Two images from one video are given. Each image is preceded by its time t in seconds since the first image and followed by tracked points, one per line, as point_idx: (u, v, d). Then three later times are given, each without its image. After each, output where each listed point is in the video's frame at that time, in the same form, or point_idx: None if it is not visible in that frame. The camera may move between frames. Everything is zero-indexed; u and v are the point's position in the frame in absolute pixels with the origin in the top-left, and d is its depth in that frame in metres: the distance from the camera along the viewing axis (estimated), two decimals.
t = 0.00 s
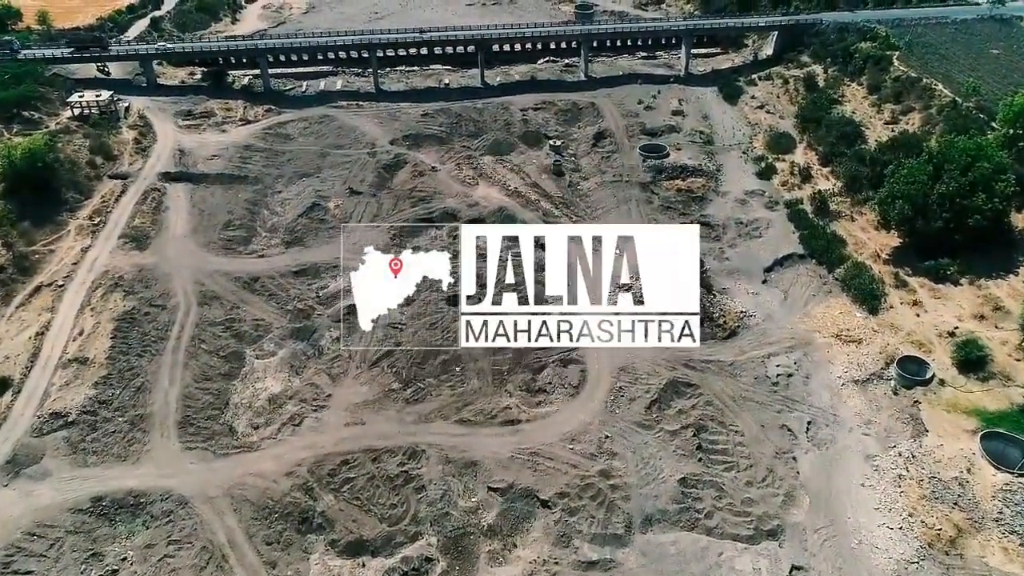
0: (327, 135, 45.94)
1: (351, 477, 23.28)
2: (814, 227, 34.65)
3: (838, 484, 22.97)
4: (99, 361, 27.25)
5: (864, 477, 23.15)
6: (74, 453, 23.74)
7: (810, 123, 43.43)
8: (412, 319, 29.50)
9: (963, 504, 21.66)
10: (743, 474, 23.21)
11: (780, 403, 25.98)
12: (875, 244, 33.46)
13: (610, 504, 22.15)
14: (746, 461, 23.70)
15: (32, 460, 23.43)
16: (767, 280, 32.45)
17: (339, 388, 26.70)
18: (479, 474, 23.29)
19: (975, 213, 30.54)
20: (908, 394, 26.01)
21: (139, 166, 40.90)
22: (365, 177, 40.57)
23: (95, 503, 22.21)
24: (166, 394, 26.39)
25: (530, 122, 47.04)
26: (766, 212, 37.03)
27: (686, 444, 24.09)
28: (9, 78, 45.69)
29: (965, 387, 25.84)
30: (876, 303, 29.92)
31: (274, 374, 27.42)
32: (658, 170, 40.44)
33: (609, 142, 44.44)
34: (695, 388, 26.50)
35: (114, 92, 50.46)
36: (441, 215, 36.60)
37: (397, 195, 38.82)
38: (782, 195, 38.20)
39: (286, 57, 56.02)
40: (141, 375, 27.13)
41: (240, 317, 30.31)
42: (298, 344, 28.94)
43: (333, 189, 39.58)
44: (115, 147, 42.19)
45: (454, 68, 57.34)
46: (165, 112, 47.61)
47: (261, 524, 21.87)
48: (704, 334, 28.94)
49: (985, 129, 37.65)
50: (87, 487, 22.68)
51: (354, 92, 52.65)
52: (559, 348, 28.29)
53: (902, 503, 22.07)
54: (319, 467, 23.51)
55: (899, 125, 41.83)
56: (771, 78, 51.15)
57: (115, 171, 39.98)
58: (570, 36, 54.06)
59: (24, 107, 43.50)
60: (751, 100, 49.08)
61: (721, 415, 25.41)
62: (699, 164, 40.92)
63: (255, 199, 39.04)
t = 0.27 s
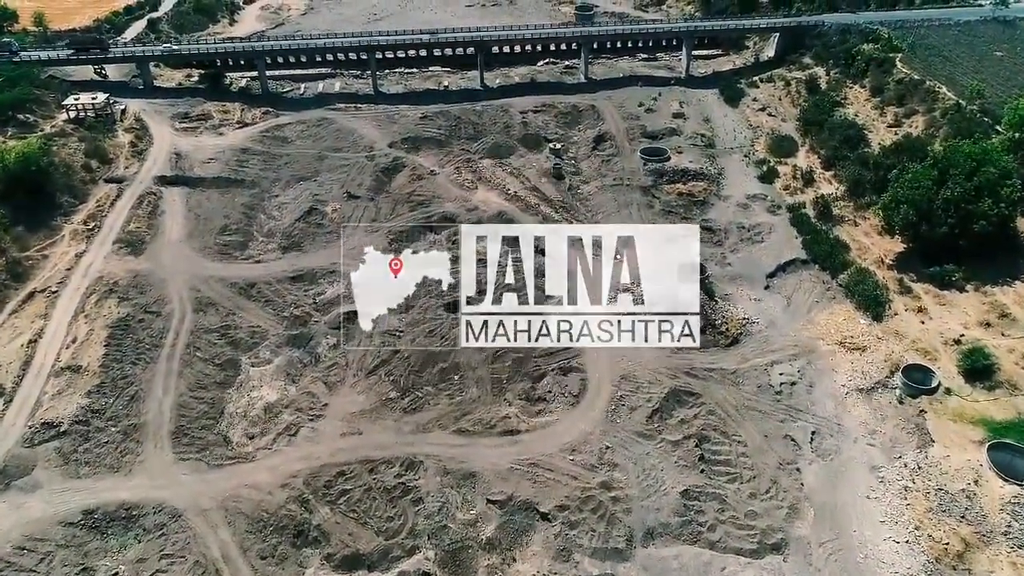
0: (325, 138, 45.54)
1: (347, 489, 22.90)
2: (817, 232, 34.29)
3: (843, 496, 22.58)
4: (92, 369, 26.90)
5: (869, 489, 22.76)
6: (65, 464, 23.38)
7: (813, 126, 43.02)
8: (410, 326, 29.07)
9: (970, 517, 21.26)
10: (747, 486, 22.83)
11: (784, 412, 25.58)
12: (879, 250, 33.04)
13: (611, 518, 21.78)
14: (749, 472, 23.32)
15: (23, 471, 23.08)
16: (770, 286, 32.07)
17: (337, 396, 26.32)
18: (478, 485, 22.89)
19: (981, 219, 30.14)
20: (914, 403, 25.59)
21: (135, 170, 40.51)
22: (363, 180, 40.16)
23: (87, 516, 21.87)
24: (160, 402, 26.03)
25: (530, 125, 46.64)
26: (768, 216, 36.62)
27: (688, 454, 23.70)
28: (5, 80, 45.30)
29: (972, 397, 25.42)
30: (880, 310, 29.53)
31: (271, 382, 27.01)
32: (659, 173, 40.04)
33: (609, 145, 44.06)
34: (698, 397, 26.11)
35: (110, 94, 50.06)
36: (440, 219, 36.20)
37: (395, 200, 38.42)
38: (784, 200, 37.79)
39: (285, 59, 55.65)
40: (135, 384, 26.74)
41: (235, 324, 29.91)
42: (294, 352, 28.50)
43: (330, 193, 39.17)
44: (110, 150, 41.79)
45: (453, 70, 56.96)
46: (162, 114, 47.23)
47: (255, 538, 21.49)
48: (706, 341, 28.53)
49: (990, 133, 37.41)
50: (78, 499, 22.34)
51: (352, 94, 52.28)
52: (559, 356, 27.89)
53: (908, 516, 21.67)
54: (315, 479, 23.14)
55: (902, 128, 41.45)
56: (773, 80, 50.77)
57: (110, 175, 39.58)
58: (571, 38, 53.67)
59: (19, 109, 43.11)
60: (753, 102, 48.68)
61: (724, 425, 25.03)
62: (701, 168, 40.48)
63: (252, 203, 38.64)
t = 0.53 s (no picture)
0: (322, 142, 45.08)
1: (343, 504, 22.46)
2: (820, 238, 33.84)
3: (848, 510, 22.13)
4: (84, 379, 26.45)
5: (876, 503, 22.31)
6: (55, 478, 22.96)
7: (816, 129, 42.54)
8: (408, 335, 28.79)
9: (979, 534, 20.80)
10: (750, 500, 22.38)
11: (789, 423, 25.12)
12: (884, 256, 32.59)
13: (612, 534, 21.36)
14: (753, 486, 22.86)
15: (12, 485, 22.65)
16: (772, 293, 31.61)
17: (333, 407, 25.85)
18: (476, 499, 22.45)
19: (987, 225, 29.67)
20: (920, 414, 25.13)
21: (129, 174, 40.03)
22: (361, 185, 39.69)
23: (77, 531, 21.47)
24: (153, 413, 25.58)
25: (529, 128, 46.17)
26: (771, 221, 36.15)
27: (690, 468, 23.24)
28: None
29: (979, 408, 24.96)
30: (885, 318, 29.08)
31: (266, 392, 26.54)
32: (660, 178, 39.54)
33: (610, 148, 43.60)
34: (700, 408, 25.65)
35: (106, 97, 49.60)
36: (438, 225, 35.73)
37: (393, 204, 37.94)
38: (787, 205, 37.32)
39: (283, 62, 55.21)
40: (127, 394, 26.28)
41: (230, 332, 29.43)
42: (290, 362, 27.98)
43: (327, 198, 38.69)
44: (105, 154, 41.33)
45: (453, 72, 56.49)
46: (158, 118, 46.77)
47: (248, 555, 21.05)
48: (709, 350, 28.07)
49: (996, 138, 36.91)
50: (68, 514, 21.93)
51: (351, 97, 51.83)
52: (559, 367, 27.45)
53: (916, 532, 21.22)
54: (310, 493, 22.69)
55: (906, 131, 41.02)
56: (775, 82, 50.30)
57: (105, 179, 39.12)
58: (571, 40, 53.18)
59: (14, 113, 42.66)
60: (754, 105, 48.20)
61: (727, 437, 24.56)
62: (702, 172, 39.99)
63: (248, 208, 38.15)
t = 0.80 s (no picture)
0: (320, 145, 44.61)
1: (338, 519, 22.03)
2: (823, 244, 33.39)
3: (854, 525, 21.68)
4: (75, 390, 26.00)
5: (882, 518, 21.88)
6: (44, 492, 22.52)
7: (819, 133, 42.08)
8: (405, 344, 28.43)
9: (990, 551, 20.35)
10: (754, 516, 21.93)
11: (793, 436, 24.63)
12: (888, 263, 32.13)
13: (613, 551, 20.95)
14: (757, 500, 22.41)
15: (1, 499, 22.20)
16: (775, 301, 31.15)
17: (329, 418, 25.38)
18: (474, 514, 22.03)
19: (994, 232, 29.20)
20: (927, 425, 24.67)
21: (124, 178, 39.57)
22: (358, 189, 39.20)
23: (66, 548, 21.05)
24: (145, 424, 25.12)
25: (529, 131, 45.72)
26: (774, 227, 35.68)
27: (693, 482, 22.81)
28: None
29: (987, 420, 24.50)
30: (890, 327, 28.58)
31: (260, 403, 26.06)
32: (661, 182, 39.05)
33: (610, 152, 43.13)
34: (703, 419, 25.18)
35: (102, 100, 49.15)
36: (437, 230, 35.25)
37: (391, 209, 37.47)
38: (790, 210, 36.85)
39: (280, 64, 54.76)
40: (119, 405, 25.83)
41: (225, 341, 28.97)
42: (285, 371, 27.51)
43: (324, 203, 38.21)
44: (100, 158, 40.87)
45: (452, 74, 56.05)
46: (153, 121, 46.32)
47: (241, 572, 20.61)
48: (711, 359, 27.60)
49: (1002, 143, 36.41)
50: (57, 530, 21.51)
51: (349, 99, 51.37)
52: (559, 377, 26.98)
53: (923, 549, 20.78)
54: (305, 508, 22.25)
55: (909, 135, 40.60)
56: (777, 85, 49.85)
57: (99, 184, 38.66)
58: (571, 42, 52.74)
59: (7, 116, 42.21)
60: (756, 108, 47.73)
61: (729, 449, 24.09)
62: (704, 176, 39.48)
63: (244, 212, 37.67)
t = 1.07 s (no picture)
0: (317, 148, 44.21)
1: (334, 532, 21.65)
2: (826, 249, 33.00)
3: (859, 539, 21.29)
4: (67, 400, 25.62)
5: (887, 531, 21.49)
6: (35, 505, 22.15)
7: (821, 136, 41.71)
8: (403, 351, 28.03)
9: (998, 566, 19.97)
10: (757, 529, 21.55)
11: (797, 447, 24.24)
12: (892, 269, 31.75)
13: (614, 566, 20.56)
14: (760, 513, 22.04)
15: None
16: (778, 307, 30.76)
17: (325, 428, 24.98)
18: (472, 528, 21.65)
19: (1000, 238, 28.81)
20: (933, 436, 24.27)
21: (119, 182, 39.16)
22: (356, 194, 38.78)
23: (56, 563, 20.70)
24: (139, 434, 24.73)
25: (528, 134, 45.31)
26: (776, 231, 35.27)
27: (695, 494, 22.44)
28: None
29: (994, 430, 24.11)
30: (895, 334, 28.17)
31: (255, 412, 25.67)
32: (661, 187, 38.65)
33: (610, 155, 42.72)
34: (705, 429, 24.79)
35: (97, 102, 48.73)
36: (435, 235, 34.83)
37: (389, 214, 37.05)
38: (792, 214, 36.46)
39: (278, 66, 54.37)
40: (112, 415, 25.44)
41: (220, 348, 28.57)
42: (281, 379, 27.16)
43: (322, 207, 37.80)
44: (95, 162, 40.47)
45: (451, 76, 55.66)
46: (149, 124, 45.90)
47: None
48: (713, 368, 27.19)
49: (1007, 146, 36.21)
50: (47, 545, 21.15)
51: (347, 102, 50.97)
52: (558, 386, 26.60)
53: (930, 564, 20.40)
54: (300, 521, 21.88)
55: (913, 139, 40.23)
56: (778, 87, 49.46)
57: (94, 188, 38.26)
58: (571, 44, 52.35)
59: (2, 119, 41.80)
60: (758, 111, 47.33)
61: (732, 460, 23.70)
62: (705, 181, 39.06)
63: (241, 217, 37.26)
